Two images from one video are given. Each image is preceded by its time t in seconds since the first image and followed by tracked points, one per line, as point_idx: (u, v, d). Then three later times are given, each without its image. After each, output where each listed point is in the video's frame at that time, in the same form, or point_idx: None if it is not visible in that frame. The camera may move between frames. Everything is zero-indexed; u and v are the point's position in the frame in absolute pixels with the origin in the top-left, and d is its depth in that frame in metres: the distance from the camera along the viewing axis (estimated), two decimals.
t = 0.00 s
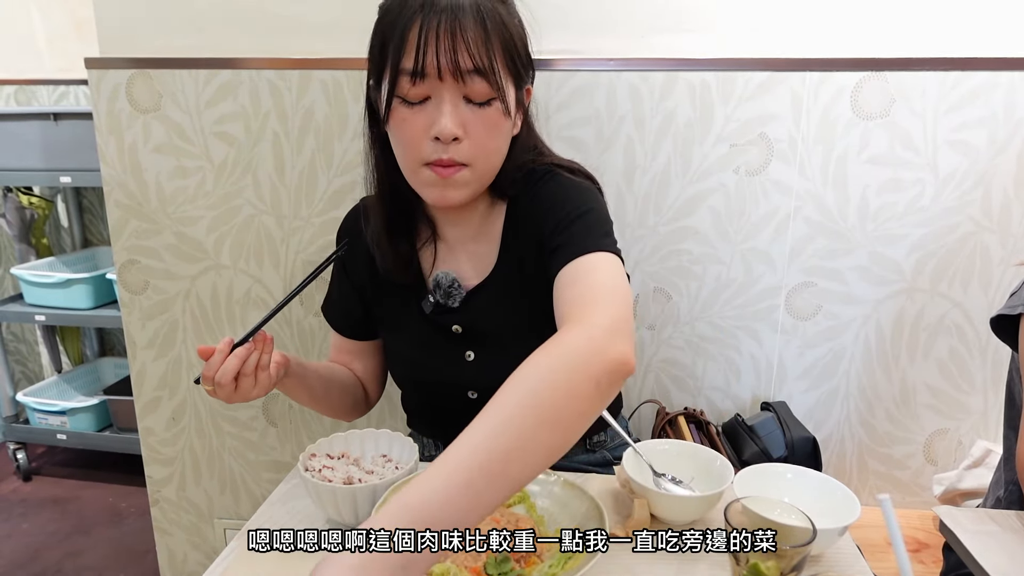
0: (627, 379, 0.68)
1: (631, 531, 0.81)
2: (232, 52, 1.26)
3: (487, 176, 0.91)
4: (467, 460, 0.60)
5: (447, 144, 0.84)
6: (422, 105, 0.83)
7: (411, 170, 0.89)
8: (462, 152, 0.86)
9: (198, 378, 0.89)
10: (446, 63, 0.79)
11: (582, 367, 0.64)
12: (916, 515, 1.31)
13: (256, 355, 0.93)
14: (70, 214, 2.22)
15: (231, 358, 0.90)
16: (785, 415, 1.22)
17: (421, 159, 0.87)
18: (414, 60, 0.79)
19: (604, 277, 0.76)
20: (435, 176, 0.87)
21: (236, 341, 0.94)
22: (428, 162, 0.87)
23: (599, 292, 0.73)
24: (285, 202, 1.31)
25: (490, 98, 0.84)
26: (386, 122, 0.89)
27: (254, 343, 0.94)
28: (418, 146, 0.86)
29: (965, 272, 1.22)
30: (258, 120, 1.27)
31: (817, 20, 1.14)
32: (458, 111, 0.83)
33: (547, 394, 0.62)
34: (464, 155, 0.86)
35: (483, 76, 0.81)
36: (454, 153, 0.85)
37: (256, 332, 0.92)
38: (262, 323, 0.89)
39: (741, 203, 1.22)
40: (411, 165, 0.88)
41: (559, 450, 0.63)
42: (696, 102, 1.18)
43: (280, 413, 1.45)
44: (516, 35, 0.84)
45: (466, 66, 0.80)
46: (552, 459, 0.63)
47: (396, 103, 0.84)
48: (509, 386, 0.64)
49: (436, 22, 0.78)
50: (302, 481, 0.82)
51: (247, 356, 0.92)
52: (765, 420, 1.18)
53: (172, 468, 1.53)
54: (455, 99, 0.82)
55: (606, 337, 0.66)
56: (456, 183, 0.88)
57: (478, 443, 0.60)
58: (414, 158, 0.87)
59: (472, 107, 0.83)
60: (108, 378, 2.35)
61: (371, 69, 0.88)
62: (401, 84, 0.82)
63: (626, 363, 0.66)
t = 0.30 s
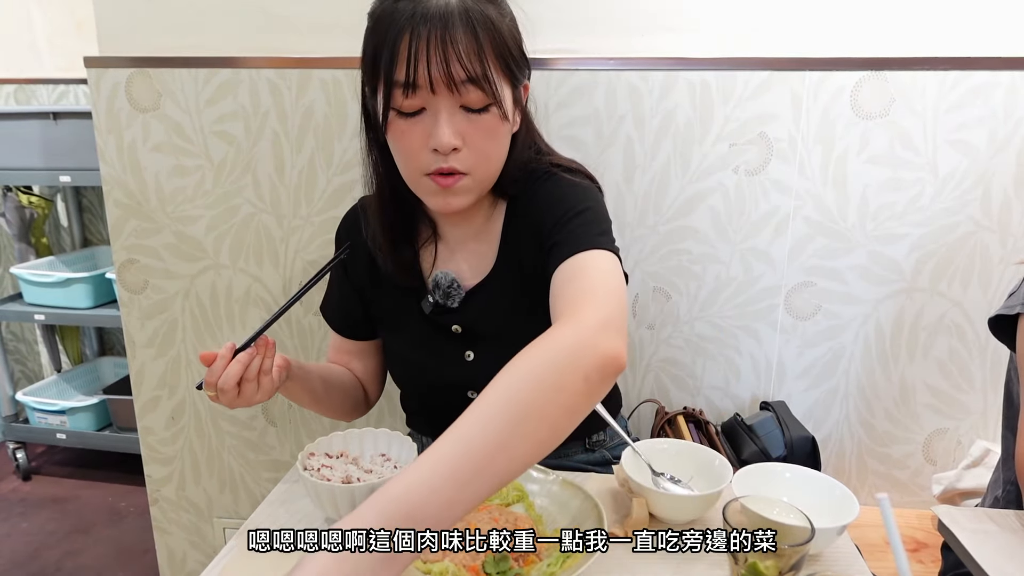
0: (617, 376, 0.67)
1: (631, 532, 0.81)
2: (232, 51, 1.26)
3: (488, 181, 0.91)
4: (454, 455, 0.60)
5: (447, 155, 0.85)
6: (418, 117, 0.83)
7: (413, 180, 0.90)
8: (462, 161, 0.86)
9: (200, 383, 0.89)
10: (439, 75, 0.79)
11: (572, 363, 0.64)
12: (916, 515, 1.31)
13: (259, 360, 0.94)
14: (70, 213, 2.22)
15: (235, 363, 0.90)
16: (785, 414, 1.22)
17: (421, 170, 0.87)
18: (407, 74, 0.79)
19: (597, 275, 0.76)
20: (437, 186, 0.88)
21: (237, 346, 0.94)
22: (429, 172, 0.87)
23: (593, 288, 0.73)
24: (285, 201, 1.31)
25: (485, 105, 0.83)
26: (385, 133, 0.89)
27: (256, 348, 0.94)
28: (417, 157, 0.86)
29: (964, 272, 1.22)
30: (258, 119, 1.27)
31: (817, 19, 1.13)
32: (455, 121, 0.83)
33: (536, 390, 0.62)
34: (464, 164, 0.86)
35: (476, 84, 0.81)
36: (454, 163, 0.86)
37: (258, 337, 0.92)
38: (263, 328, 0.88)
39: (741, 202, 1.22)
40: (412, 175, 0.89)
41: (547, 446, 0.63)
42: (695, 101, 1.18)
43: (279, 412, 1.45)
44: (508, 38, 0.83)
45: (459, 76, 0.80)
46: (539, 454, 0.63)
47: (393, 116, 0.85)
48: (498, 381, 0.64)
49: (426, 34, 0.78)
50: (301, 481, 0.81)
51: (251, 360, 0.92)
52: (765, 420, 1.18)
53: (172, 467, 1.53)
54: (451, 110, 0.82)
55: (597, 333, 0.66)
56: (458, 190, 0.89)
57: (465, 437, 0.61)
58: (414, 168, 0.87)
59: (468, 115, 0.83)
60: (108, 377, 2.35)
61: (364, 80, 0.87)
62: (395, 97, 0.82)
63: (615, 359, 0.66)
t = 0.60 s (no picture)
0: (616, 376, 0.67)
1: (631, 532, 0.80)
2: (231, 50, 1.26)
3: (484, 180, 0.91)
4: (452, 457, 0.61)
5: (441, 157, 0.85)
6: (411, 117, 0.83)
7: (408, 181, 0.90)
8: (456, 162, 0.86)
9: (200, 389, 0.89)
10: (429, 75, 0.78)
11: (569, 364, 0.64)
12: (915, 513, 1.31)
13: (261, 364, 0.93)
14: (70, 212, 2.22)
15: (235, 369, 0.89)
16: (784, 413, 1.22)
17: (416, 171, 0.87)
18: (397, 75, 0.79)
19: (596, 275, 0.76)
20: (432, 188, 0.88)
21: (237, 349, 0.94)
22: (424, 174, 0.87)
23: (592, 289, 0.73)
24: (285, 200, 1.31)
25: (477, 106, 0.83)
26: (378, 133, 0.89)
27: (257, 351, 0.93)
28: (411, 158, 0.86)
29: (964, 271, 1.22)
30: (257, 118, 1.27)
31: (817, 18, 1.13)
32: (447, 121, 0.83)
33: (533, 391, 0.63)
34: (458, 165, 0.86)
35: (468, 84, 0.80)
36: (448, 164, 0.85)
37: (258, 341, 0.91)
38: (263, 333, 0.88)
39: (740, 201, 1.22)
40: (406, 176, 0.89)
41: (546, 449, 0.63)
42: (695, 99, 1.18)
43: (279, 411, 1.45)
44: (500, 37, 0.82)
45: (450, 77, 0.79)
46: (538, 457, 0.63)
47: (386, 116, 0.84)
48: (497, 382, 0.64)
49: (415, 33, 0.77)
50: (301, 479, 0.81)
51: (252, 365, 0.91)
52: (765, 419, 1.18)
53: (172, 466, 1.53)
54: (443, 110, 0.82)
55: (594, 334, 0.66)
56: (454, 191, 0.89)
57: (463, 440, 0.61)
58: (408, 170, 0.87)
59: (460, 116, 0.83)
60: (108, 376, 2.35)
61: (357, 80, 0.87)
62: (388, 98, 0.82)
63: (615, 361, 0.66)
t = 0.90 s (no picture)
0: (654, 343, 0.69)
1: (631, 532, 0.80)
2: (232, 50, 1.26)
3: (496, 172, 0.92)
4: (493, 399, 0.62)
5: (454, 148, 0.86)
6: (427, 110, 0.84)
7: (420, 172, 0.90)
8: (469, 153, 0.87)
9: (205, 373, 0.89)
10: (449, 70, 0.79)
11: (611, 322, 0.66)
12: (915, 512, 1.31)
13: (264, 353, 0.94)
14: (71, 212, 2.22)
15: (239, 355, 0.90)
16: (784, 411, 1.23)
17: (429, 162, 0.88)
18: (417, 69, 0.79)
19: (624, 250, 0.79)
20: (445, 178, 0.89)
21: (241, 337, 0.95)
22: (437, 165, 0.88)
23: (625, 262, 0.76)
24: (285, 199, 1.32)
25: (493, 99, 0.84)
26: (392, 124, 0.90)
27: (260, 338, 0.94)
28: (427, 149, 0.87)
29: (963, 269, 1.22)
30: (258, 118, 1.28)
31: (816, 17, 1.14)
32: (463, 115, 0.83)
33: (555, 350, 0.64)
34: (472, 157, 0.87)
35: (486, 79, 0.81)
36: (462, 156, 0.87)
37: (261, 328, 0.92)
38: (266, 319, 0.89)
39: (740, 200, 1.22)
40: (419, 168, 0.89)
41: (566, 409, 0.64)
42: (694, 98, 1.18)
43: (279, 410, 1.45)
44: (518, 33, 0.83)
45: (469, 71, 0.80)
46: (573, 410, 0.65)
47: (401, 108, 0.85)
48: (521, 345, 0.66)
49: (436, 28, 0.78)
50: (301, 478, 0.82)
51: (256, 352, 0.92)
52: (765, 418, 1.18)
53: (172, 465, 1.53)
54: (460, 104, 0.83)
55: (637, 297, 0.69)
56: (466, 181, 0.90)
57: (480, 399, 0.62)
58: (422, 161, 0.88)
59: (476, 109, 0.84)
60: (108, 376, 2.35)
61: (371, 71, 0.87)
62: (405, 92, 0.82)
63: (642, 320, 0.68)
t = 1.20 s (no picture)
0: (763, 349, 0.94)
1: (631, 531, 0.80)
2: (231, 50, 1.26)
3: (533, 155, 0.92)
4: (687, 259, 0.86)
5: (495, 128, 0.86)
6: (467, 91, 0.85)
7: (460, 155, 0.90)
8: (509, 133, 0.87)
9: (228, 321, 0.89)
10: (488, 49, 0.81)
11: (762, 310, 0.89)
12: (915, 511, 1.31)
13: (296, 339, 0.92)
14: (71, 213, 2.22)
15: (268, 326, 0.89)
16: (783, 410, 1.23)
17: (470, 144, 0.88)
18: (457, 49, 0.82)
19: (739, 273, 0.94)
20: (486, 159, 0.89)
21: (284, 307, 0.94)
22: (478, 146, 0.88)
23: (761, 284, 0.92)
24: (285, 199, 1.32)
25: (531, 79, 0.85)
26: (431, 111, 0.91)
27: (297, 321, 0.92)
28: (466, 131, 0.87)
29: (962, 268, 1.22)
30: (257, 118, 1.28)
31: (815, 16, 1.14)
32: (502, 95, 0.84)
33: (727, 287, 0.87)
34: (512, 136, 0.87)
35: (523, 59, 0.83)
36: (503, 135, 0.87)
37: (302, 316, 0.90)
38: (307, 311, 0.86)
39: (739, 199, 1.23)
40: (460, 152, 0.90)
41: (681, 298, 0.86)
42: (693, 98, 1.18)
43: (279, 410, 1.45)
44: (551, 18, 0.86)
45: (507, 51, 0.82)
46: (693, 307, 0.87)
47: (441, 92, 0.86)
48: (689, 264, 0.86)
49: (474, 11, 0.81)
50: (301, 477, 0.82)
51: (287, 335, 0.90)
52: (764, 417, 1.18)
53: (173, 465, 1.53)
54: (498, 84, 0.84)
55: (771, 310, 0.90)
56: (506, 161, 0.90)
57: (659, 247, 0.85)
58: (462, 144, 0.88)
59: (515, 89, 0.85)
60: (108, 376, 2.35)
61: (410, 61, 0.90)
62: (444, 73, 0.84)
63: (779, 326, 0.93)
